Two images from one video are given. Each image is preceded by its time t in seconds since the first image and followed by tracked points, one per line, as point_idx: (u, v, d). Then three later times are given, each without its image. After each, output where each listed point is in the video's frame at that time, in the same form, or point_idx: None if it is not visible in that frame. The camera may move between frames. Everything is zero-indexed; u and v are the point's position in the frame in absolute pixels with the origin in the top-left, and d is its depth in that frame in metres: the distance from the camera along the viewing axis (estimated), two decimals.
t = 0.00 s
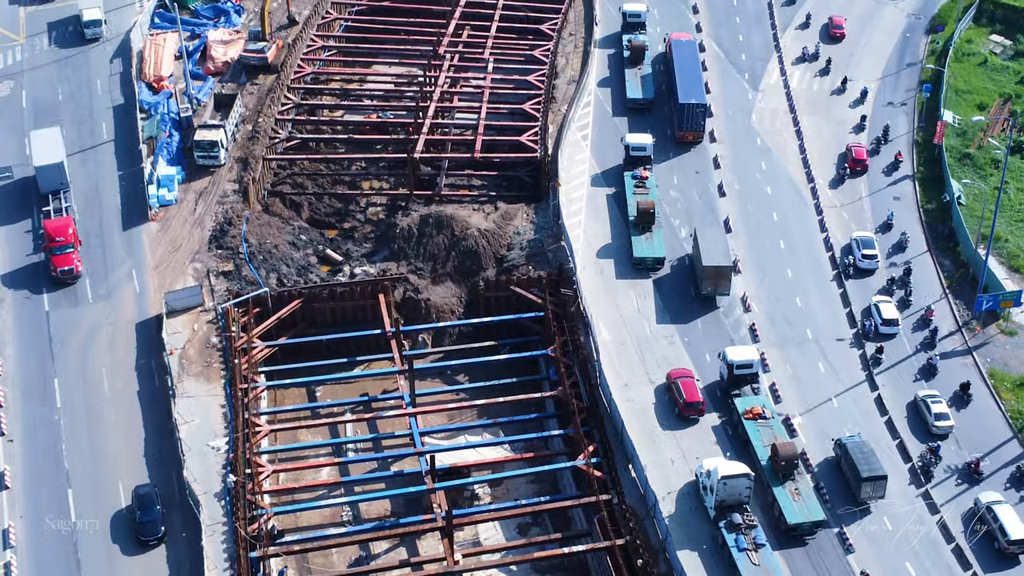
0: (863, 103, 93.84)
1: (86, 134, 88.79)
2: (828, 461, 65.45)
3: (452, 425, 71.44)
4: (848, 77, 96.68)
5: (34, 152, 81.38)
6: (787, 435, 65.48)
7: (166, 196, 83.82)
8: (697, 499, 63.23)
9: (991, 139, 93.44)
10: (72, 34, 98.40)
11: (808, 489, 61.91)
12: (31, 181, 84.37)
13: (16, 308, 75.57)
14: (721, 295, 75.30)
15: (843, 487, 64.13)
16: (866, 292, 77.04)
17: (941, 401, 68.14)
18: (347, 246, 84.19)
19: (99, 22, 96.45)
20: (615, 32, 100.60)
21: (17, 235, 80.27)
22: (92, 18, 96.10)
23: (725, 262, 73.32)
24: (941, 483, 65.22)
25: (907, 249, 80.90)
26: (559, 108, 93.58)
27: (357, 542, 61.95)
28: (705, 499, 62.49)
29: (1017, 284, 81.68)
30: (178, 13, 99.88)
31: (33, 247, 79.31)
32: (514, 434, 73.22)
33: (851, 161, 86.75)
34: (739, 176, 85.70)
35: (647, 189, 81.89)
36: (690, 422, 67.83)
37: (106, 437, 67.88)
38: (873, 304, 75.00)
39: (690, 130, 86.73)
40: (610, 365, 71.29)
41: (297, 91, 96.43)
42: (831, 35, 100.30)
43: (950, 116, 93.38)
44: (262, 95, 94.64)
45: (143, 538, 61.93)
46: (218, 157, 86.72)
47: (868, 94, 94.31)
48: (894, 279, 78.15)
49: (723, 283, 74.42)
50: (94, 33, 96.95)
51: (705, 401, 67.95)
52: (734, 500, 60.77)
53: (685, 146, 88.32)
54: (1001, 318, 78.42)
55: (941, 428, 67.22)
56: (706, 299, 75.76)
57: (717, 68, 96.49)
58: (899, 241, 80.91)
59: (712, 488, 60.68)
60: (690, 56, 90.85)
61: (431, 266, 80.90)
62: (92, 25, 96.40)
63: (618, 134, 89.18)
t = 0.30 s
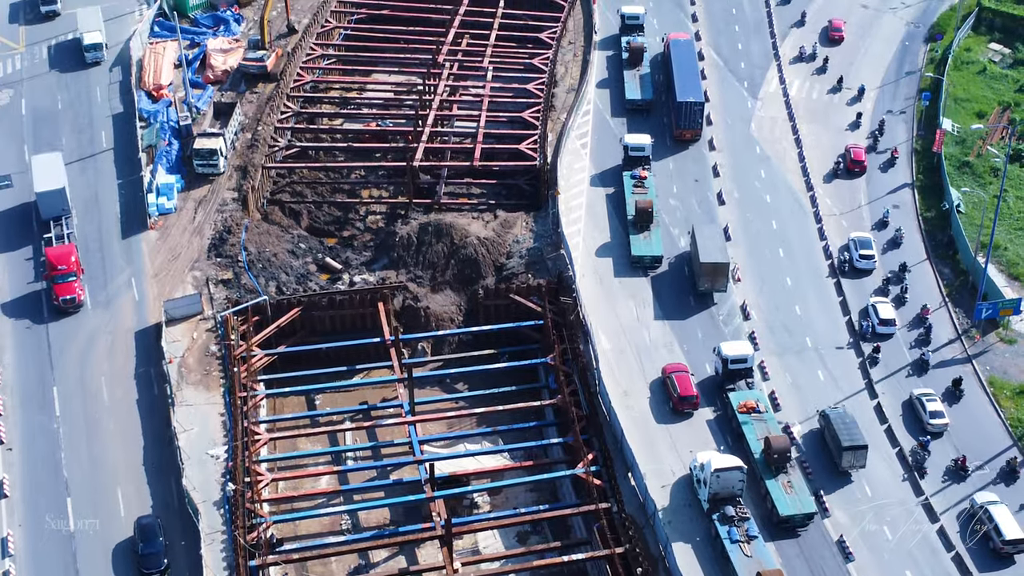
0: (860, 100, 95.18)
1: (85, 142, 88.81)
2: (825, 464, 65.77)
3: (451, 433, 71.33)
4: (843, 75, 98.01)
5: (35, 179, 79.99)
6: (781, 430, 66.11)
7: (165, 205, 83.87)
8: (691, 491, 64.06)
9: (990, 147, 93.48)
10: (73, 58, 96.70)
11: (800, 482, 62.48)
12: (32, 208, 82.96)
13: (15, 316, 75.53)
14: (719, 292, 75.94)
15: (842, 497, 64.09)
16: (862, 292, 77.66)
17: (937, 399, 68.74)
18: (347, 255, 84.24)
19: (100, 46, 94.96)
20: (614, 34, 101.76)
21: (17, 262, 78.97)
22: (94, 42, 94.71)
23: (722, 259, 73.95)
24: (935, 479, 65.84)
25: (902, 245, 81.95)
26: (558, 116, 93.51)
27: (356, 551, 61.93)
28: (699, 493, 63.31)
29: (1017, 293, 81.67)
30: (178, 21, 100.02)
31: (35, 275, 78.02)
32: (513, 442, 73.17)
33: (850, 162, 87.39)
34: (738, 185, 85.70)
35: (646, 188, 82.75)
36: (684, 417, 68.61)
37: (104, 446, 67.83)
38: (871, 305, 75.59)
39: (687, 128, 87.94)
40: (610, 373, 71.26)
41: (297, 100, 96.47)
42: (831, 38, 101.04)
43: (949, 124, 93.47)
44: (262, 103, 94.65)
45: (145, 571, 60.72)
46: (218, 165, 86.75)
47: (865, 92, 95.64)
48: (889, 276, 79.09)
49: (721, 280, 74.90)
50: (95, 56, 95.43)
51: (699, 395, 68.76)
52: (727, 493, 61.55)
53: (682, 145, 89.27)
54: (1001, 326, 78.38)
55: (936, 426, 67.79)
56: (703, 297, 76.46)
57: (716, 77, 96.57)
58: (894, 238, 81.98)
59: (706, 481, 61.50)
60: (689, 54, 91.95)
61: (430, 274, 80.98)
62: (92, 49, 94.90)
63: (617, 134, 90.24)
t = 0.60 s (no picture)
0: (857, 98, 96.46)
1: (85, 152, 88.83)
2: (826, 475, 65.71)
3: (451, 443, 71.29)
4: (839, 74, 99.19)
5: (37, 208, 78.50)
6: (774, 424, 67.06)
7: (165, 215, 83.88)
8: (686, 483, 65.00)
9: (989, 157, 93.53)
10: (72, 86, 94.93)
11: (792, 474, 63.42)
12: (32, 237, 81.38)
13: (14, 326, 75.49)
14: (715, 288, 76.88)
15: (842, 506, 63.97)
16: (858, 293, 78.32)
17: (932, 398, 69.56)
18: (346, 264, 84.48)
19: (100, 72, 93.47)
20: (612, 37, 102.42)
21: (19, 293, 77.56)
22: (94, 68, 93.13)
23: (719, 256, 75.03)
24: (924, 477, 66.39)
25: (896, 243, 82.84)
26: (558, 125, 93.34)
27: (355, 560, 61.88)
28: (693, 486, 64.25)
29: (1016, 302, 81.75)
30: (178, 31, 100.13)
31: (36, 306, 76.57)
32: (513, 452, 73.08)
33: (849, 164, 88.02)
34: (738, 195, 85.67)
35: (644, 188, 83.55)
36: (679, 411, 69.52)
37: (104, 456, 67.76)
38: (867, 305, 76.20)
39: (685, 127, 88.99)
40: (610, 383, 71.17)
41: (297, 110, 96.49)
42: (830, 41, 102.10)
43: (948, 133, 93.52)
44: (262, 113, 94.62)
45: None
46: (217, 175, 86.75)
47: (862, 91, 97.08)
48: (884, 274, 80.08)
49: (718, 277, 75.92)
50: (95, 84, 93.77)
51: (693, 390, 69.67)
52: (720, 485, 62.54)
53: (680, 143, 90.27)
54: (1001, 335, 78.40)
55: (931, 424, 68.43)
56: (700, 293, 77.37)
57: (715, 87, 96.63)
58: (889, 234, 83.07)
59: (699, 474, 62.42)
60: (686, 55, 93.39)
61: (430, 284, 80.92)
62: (93, 76, 93.28)
63: (618, 134, 91.09)
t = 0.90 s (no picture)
0: (855, 96, 97.65)
1: (85, 160, 88.85)
2: (826, 483, 65.68)
3: (450, 451, 71.23)
4: (837, 72, 100.49)
5: (38, 235, 77.14)
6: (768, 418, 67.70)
7: (165, 223, 83.74)
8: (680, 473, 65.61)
9: (989, 165, 93.55)
10: (73, 109, 93.37)
11: (784, 467, 64.47)
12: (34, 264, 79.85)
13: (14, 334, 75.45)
14: (713, 285, 77.80)
15: (843, 515, 63.89)
16: (855, 296, 78.68)
17: (927, 397, 69.97)
18: (346, 272, 84.22)
19: (101, 96, 91.92)
20: (609, 40, 102.95)
21: (20, 321, 76.07)
22: (95, 92, 91.71)
23: (716, 254, 76.02)
24: (915, 474, 67.06)
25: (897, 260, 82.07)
26: (557, 134, 93.21)
27: (354, 569, 61.89)
28: (687, 478, 64.72)
29: (1016, 310, 81.74)
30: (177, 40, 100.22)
31: (38, 335, 75.02)
32: (513, 460, 73.00)
33: (848, 166, 88.84)
34: (737, 203, 85.70)
35: (643, 188, 84.35)
36: (674, 405, 70.20)
37: (103, 465, 67.70)
38: (865, 307, 76.62)
39: (683, 126, 90.11)
40: (609, 391, 71.10)
41: (296, 118, 96.52)
42: (830, 45, 102.92)
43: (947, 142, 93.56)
44: (261, 121, 94.63)
45: None
46: (217, 183, 86.77)
47: (859, 88, 98.15)
48: (880, 272, 80.90)
49: (715, 274, 76.97)
50: (96, 108, 92.30)
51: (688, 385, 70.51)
52: (714, 479, 63.01)
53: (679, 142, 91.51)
54: (1001, 343, 78.40)
55: (926, 423, 68.96)
56: (697, 289, 78.21)
57: (715, 95, 96.66)
58: (885, 232, 84.07)
59: (693, 468, 62.96)
60: (685, 54, 94.65)
61: (429, 292, 80.92)
62: (94, 100, 91.85)
63: (617, 135, 91.76)
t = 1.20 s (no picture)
0: (853, 95, 98.70)
1: (85, 169, 88.88)
2: (826, 492, 65.63)
3: (450, 460, 71.04)
4: (834, 73, 101.66)
5: (41, 263, 75.82)
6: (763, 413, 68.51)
7: (164, 231, 83.85)
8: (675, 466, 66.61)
9: (988, 174, 93.58)
10: (73, 134, 91.81)
11: (778, 462, 65.07)
12: (36, 296, 78.40)
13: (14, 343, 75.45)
14: (711, 282, 78.72)
15: (843, 524, 63.84)
16: (852, 299, 79.06)
17: (923, 396, 70.61)
18: (345, 281, 84.25)
19: (102, 122, 90.45)
20: (607, 42, 103.96)
21: (21, 352, 74.79)
22: (96, 117, 90.22)
23: (713, 251, 76.97)
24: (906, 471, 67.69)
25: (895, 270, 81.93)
26: (557, 142, 93.22)
27: None
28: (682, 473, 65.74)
29: (1016, 319, 81.71)
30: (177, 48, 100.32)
31: (40, 367, 73.72)
32: (513, 469, 72.92)
33: (847, 168, 89.63)
34: (737, 212, 85.74)
35: (642, 188, 85.05)
36: (670, 401, 71.08)
37: (103, 474, 67.64)
38: (863, 309, 76.99)
39: (681, 125, 91.24)
40: (609, 401, 71.05)
41: (296, 127, 96.56)
42: (831, 49, 103.45)
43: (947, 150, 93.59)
44: (261, 130, 94.70)
45: None
46: (216, 192, 86.80)
47: (857, 87, 99.35)
48: (876, 268, 82.12)
49: (712, 271, 77.91)
50: (97, 134, 90.78)
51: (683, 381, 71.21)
52: (708, 472, 63.95)
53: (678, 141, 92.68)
54: (1001, 352, 78.35)
55: (922, 422, 69.62)
56: (695, 286, 79.10)
57: (714, 104, 96.72)
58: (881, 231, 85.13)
59: (687, 461, 63.85)
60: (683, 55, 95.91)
61: (429, 300, 80.90)
62: (95, 125, 90.31)
63: (615, 137, 92.70)
